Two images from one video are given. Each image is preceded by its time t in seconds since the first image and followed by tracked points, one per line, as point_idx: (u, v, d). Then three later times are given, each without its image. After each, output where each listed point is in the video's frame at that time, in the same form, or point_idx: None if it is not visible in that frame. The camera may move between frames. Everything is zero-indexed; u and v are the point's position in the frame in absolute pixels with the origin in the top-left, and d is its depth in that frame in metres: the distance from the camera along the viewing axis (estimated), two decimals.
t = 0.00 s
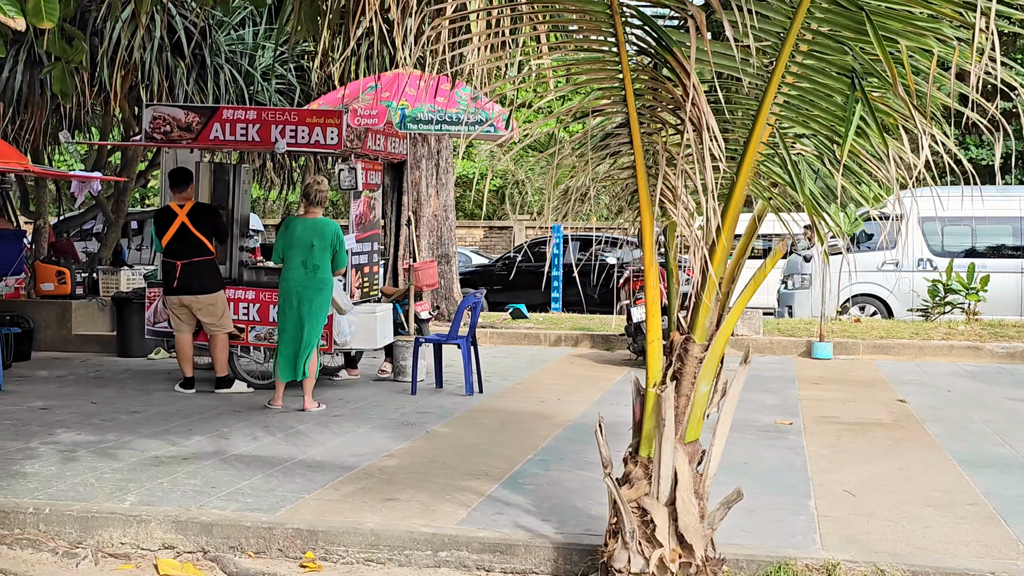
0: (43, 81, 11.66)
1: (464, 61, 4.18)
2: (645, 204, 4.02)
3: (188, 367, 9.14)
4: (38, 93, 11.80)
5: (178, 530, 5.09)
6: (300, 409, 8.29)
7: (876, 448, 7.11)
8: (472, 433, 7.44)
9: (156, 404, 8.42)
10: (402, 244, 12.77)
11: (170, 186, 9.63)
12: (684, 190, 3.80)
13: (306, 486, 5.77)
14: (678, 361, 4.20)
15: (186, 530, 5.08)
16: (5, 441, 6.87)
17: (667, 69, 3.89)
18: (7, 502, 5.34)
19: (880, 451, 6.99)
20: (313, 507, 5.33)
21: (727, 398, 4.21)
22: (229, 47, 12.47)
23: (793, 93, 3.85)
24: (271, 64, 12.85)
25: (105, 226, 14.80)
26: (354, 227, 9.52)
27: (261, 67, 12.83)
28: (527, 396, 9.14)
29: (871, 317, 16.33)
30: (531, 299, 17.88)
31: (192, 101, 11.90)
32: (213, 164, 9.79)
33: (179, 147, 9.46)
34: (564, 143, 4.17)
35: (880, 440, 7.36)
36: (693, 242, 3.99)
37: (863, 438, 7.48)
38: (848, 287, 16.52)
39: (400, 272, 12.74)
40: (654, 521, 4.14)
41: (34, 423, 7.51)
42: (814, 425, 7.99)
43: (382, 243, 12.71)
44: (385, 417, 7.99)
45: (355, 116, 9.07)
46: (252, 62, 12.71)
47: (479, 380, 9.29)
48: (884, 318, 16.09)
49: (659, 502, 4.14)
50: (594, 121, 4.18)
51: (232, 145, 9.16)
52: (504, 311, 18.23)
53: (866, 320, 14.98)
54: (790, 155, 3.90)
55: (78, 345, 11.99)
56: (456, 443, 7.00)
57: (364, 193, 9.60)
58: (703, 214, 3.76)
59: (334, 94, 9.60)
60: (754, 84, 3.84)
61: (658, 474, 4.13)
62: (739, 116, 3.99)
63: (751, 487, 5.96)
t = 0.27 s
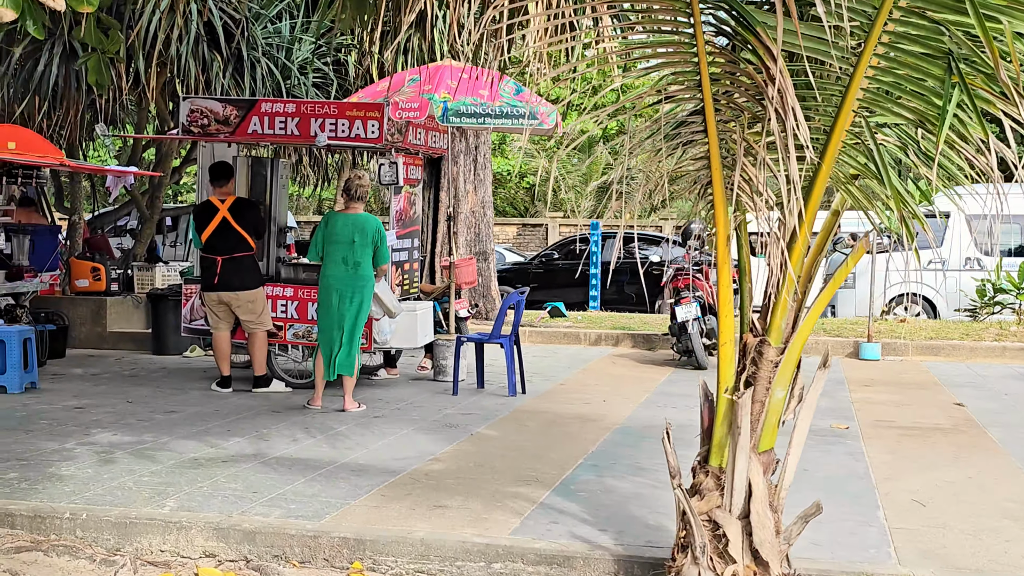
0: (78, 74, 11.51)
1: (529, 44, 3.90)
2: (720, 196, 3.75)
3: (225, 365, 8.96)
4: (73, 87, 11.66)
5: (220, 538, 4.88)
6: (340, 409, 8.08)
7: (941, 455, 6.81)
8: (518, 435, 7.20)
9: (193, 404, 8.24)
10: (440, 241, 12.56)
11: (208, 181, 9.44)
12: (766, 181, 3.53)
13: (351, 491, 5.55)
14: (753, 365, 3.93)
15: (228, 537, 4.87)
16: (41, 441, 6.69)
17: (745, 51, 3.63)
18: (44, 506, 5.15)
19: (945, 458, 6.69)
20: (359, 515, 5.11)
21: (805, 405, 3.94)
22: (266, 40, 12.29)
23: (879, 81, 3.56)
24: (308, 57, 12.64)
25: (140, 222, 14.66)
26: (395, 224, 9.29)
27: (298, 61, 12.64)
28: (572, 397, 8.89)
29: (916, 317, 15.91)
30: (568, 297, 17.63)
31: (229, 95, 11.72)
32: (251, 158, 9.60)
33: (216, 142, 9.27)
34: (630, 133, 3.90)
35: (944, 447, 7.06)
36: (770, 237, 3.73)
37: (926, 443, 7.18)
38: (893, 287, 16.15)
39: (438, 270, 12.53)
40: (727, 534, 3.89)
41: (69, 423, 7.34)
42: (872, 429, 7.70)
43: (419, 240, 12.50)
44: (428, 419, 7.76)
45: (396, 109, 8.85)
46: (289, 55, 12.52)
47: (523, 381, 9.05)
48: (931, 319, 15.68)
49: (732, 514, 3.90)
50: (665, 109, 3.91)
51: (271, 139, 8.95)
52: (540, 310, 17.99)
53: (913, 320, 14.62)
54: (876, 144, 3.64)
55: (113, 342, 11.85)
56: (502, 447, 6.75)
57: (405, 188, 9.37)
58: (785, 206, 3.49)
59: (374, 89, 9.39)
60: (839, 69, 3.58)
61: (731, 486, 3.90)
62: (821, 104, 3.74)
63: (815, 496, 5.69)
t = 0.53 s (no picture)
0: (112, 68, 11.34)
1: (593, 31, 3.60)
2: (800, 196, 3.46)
3: (262, 364, 8.77)
4: (108, 80, 11.49)
5: (260, 551, 4.66)
6: (379, 411, 7.86)
7: (1010, 466, 6.49)
8: (565, 441, 6.95)
9: (229, 405, 8.03)
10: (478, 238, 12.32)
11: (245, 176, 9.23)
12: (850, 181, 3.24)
13: (396, 502, 5.32)
14: (832, 378, 3.63)
15: (269, 551, 4.64)
16: (74, 444, 6.50)
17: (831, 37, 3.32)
18: (77, 516, 4.95)
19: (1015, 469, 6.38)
20: (405, 528, 4.87)
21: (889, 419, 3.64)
22: (302, 33, 12.08)
23: (976, 72, 3.21)
24: (344, 50, 12.42)
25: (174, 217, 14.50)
26: (435, 221, 9.06)
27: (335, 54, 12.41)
28: (617, 400, 8.63)
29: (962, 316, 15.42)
30: (606, 294, 17.36)
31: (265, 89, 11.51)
32: (288, 153, 9.40)
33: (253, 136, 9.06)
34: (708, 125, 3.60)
35: (1012, 457, 6.74)
36: (857, 242, 3.47)
37: (992, 453, 6.86)
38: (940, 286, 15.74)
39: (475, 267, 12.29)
40: (805, 559, 3.62)
41: (103, 424, 7.15)
42: (933, 437, 7.39)
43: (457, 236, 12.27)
44: (470, 422, 7.52)
45: (437, 103, 8.62)
46: (325, 48, 12.30)
47: (566, 383, 8.80)
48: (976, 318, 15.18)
49: (810, 538, 3.62)
50: (741, 101, 3.61)
51: (309, 134, 8.74)
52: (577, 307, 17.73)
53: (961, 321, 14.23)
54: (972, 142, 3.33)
55: (147, 339, 11.69)
56: (549, 454, 6.50)
57: (445, 184, 9.13)
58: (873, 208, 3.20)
59: (414, 81, 9.16)
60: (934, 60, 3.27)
61: (809, 508, 3.62)
62: (912, 96, 3.42)
63: (883, 511, 5.40)
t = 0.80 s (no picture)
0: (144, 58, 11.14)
1: (660, 4, 3.32)
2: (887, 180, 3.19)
3: (294, 361, 8.53)
4: (140, 70, 11.29)
5: (294, 559, 4.40)
6: (416, 410, 7.60)
7: None
8: (610, 443, 6.65)
9: (261, 402, 7.80)
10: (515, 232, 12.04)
11: (278, 167, 8.99)
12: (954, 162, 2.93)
13: (436, 506, 5.05)
14: (921, 381, 3.31)
15: (304, 559, 4.38)
16: (102, 442, 6.27)
17: (930, 2, 3.02)
18: (103, 519, 4.71)
19: None
20: (446, 535, 4.59)
21: (981, 424, 3.30)
22: (336, 22, 11.84)
23: None
24: (379, 40, 12.16)
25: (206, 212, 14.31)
26: (472, 213, 8.75)
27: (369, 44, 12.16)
28: (662, 400, 8.32)
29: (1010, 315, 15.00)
30: (642, 290, 17.12)
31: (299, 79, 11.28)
32: (322, 144, 9.14)
33: (286, 126, 8.82)
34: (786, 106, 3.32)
35: None
36: (954, 230, 3.18)
37: None
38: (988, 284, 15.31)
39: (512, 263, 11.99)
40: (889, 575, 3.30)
41: (132, 422, 6.92)
42: (996, 441, 7.03)
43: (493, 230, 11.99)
44: (510, 422, 7.24)
45: (476, 92, 8.33)
46: (359, 38, 12.05)
47: (608, 381, 8.49)
48: None
49: (893, 552, 3.30)
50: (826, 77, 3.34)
51: (343, 123, 8.49)
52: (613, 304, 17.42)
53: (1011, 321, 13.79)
54: None
55: (178, 334, 11.49)
56: (594, 456, 6.21)
57: (483, 175, 8.83)
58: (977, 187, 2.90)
59: (451, 69, 8.88)
60: None
61: (892, 520, 3.30)
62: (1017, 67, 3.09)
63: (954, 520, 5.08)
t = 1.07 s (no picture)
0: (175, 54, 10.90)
1: None
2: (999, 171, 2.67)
3: (328, 365, 8.26)
4: (170, 65, 11.05)
5: None
6: (455, 419, 7.31)
7: None
8: (660, 457, 6.33)
9: (294, 409, 7.53)
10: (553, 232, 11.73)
11: (312, 164, 8.71)
12: None
13: (482, 529, 4.75)
14: None
15: None
16: (129, 454, 6.01)
17: None
18: (129, 541, 4.43)
19: None
20: (494, 563, 4.28)
21: None
22: (372, 16, 11.56)
23: None
24: (415, 34, 11.86)
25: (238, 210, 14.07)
26: (513, 213, 8.44)
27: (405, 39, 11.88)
28: (710, 409, 7.99)
29: None
30: (680, 291, 16.75)
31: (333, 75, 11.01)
32: (357, 141, 8.86)
33: (321, 122, 8.54)
34: (874, 101, 2.88)
35: None
36: None
37: None
38: None
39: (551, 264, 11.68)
40: None
41: (161, 431, 6.66)
42: None
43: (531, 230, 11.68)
44: (554, 434, 6.93)
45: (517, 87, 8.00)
46: (394, 33, 11.77)
47: (653, 389, 8.17)
48: None
49: None
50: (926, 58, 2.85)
51: (380, 120, 8.21)
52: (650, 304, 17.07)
53: None
54: None
55: (208, 335, 11.26)
56: (644, 472, 5.89)
57: (524, 174, 8.50)
58: None
59: (491, 64, 8.56)
60: None
61: None
62: None
63: None
